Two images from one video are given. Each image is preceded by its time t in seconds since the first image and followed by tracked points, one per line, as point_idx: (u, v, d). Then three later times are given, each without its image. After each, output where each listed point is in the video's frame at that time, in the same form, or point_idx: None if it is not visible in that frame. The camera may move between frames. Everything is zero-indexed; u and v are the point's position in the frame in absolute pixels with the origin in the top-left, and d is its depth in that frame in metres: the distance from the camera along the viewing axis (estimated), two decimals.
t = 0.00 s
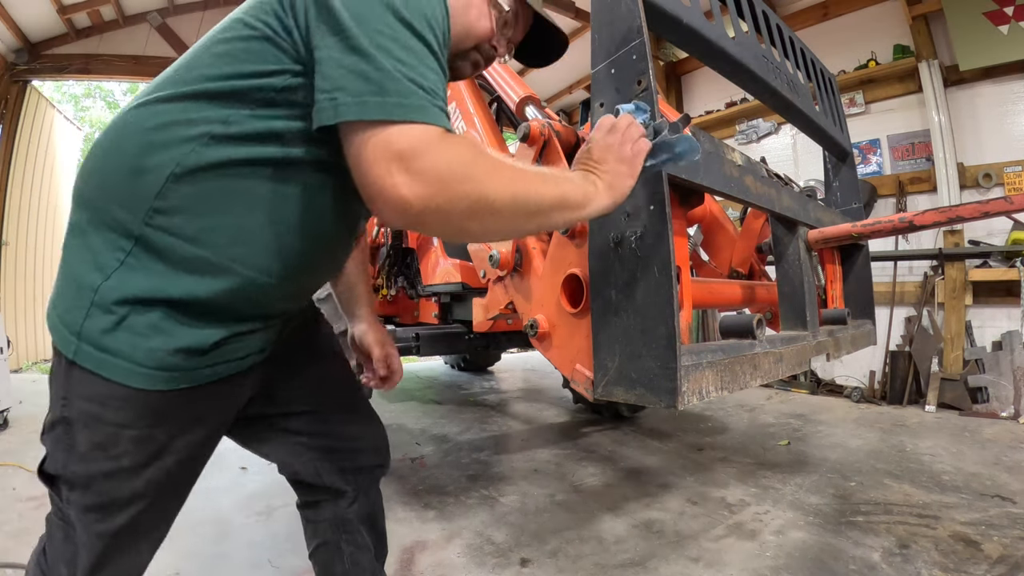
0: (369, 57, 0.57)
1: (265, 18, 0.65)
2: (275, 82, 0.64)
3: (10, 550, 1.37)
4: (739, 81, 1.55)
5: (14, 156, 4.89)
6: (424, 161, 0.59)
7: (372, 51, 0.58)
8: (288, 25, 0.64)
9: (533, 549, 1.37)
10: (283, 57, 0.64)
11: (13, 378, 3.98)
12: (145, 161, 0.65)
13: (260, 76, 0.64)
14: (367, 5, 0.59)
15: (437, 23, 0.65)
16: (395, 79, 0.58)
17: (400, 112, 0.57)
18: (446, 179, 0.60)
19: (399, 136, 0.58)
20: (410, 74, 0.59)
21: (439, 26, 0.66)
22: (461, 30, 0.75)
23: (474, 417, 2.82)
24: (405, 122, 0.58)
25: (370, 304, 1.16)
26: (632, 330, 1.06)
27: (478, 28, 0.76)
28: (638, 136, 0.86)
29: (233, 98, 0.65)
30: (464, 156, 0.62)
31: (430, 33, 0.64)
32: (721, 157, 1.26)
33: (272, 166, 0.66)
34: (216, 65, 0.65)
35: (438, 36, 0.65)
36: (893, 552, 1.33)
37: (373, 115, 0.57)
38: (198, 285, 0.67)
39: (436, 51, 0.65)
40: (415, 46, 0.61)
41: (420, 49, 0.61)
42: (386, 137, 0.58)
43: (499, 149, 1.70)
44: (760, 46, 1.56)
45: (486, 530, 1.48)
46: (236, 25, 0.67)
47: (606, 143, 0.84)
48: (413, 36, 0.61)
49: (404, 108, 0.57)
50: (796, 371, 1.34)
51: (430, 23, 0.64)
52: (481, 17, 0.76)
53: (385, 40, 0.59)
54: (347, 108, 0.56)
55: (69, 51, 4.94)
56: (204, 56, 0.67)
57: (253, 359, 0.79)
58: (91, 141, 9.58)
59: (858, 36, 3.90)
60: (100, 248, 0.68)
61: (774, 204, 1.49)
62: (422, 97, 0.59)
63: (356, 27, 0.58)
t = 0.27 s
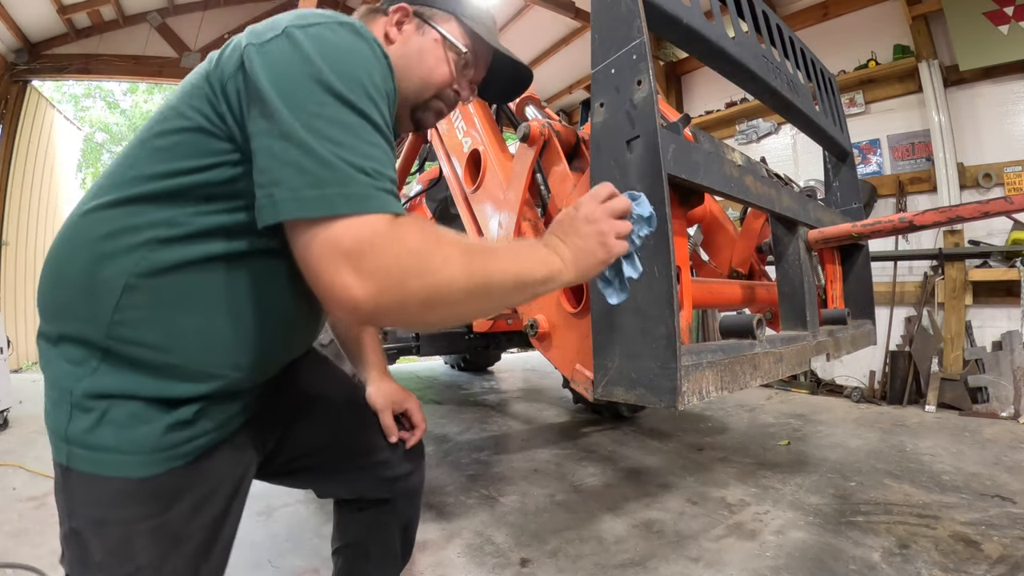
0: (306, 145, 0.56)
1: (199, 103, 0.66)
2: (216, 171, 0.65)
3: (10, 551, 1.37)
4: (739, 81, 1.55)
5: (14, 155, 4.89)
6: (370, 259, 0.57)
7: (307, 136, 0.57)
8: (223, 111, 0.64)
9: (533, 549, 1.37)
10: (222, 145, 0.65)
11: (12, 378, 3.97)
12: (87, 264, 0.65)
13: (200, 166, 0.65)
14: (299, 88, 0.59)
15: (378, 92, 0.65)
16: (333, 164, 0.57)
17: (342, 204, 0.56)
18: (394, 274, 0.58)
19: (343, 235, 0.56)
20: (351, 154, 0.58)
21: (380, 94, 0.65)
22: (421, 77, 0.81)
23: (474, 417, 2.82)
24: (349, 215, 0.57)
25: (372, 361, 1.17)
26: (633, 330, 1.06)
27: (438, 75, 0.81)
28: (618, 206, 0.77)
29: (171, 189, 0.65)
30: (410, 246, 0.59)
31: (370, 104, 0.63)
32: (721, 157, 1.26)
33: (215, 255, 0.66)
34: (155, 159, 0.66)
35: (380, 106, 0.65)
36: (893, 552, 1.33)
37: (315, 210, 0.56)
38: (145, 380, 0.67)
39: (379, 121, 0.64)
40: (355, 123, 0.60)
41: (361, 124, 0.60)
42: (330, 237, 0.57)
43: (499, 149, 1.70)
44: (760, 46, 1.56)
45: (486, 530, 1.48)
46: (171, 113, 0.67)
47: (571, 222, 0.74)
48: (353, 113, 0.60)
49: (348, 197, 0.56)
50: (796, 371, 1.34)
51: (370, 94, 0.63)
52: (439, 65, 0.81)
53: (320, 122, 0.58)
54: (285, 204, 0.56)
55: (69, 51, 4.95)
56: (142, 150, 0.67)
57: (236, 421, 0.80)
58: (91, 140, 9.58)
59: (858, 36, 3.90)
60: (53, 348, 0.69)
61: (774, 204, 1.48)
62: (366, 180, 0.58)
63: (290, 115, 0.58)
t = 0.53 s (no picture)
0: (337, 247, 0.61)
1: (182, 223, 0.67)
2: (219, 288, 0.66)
3: (10, 550, 1.37)
4: (738, 81, 1.55)
5: (15, 156, 4.89)
6: (435, 340, 0.64)
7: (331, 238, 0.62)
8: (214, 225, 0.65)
9: (533, 549, 1.37)
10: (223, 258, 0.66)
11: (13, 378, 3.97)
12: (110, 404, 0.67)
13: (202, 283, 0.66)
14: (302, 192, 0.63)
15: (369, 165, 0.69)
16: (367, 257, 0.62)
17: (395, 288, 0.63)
18: (457, 348, 0.66)
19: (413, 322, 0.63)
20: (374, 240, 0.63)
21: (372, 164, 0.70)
22: (390, 126, 0.88)
23: (474, 417, 2.82)
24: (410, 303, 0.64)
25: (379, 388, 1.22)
26: (633, 330, 1.06)
27: (405, 124, 0.89)
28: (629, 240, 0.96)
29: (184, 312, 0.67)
30: (463, 318, 0.66)
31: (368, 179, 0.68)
32: (721, 157, 1.26)
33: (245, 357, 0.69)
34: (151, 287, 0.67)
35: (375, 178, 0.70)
36: (894, 552, 1.33)
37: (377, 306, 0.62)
38: (196, 492, 0.70)
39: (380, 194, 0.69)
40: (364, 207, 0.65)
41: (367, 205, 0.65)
42: (398, 328, 0.62)
43: (499, 149, 1.70)
44: (760, 46, 1.56)
45: (485, 530, 1.48)
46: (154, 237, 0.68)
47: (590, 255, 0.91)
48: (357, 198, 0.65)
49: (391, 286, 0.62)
50: (797, 371, 1.34)
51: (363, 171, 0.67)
52: (404, 114, 0.88)
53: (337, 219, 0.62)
54: (341, 314, 0.61)
55: (68, 50, 4.96)
56: (130, 281, 0.68)
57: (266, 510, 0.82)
58: (92, 140, 9.57)
59: (858, 36, 3.90)
60: (88, 496, 0.71)
61: (773, 204, 1.48)
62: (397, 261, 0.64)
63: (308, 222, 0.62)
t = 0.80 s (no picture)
0: (331, 278, 0.58)
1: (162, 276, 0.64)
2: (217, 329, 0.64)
3: (10, 550, 1.37)
4: (738, 81, 1.55)
5: (15, 156, 4.89)
6: (410, 361, 0.60)
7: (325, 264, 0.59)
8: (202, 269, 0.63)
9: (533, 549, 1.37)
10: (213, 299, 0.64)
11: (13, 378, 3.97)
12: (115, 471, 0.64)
13: (193, 331, 0.64)
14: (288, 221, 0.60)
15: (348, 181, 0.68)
16: (365, 278, 0.60)
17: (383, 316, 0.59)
18: (435, 370, 0.61)
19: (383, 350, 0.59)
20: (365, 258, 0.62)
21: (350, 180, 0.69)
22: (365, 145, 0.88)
23: (474, 417, 2.82)
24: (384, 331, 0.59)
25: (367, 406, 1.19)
26: (633, 330, 1.06)
27: (379, 141, 0.89)
28: (587, 225, 0.78)
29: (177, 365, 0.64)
30: (437, 332, 0.61)
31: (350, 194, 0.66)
32: (721, 157, 1.26)
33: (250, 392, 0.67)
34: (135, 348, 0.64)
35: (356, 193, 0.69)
36: (893, 552, 1.33)
37: (353, 339, 0.57)
38: (215, 558, 0.68)
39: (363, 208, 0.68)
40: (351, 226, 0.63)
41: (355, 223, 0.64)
42: (375, 357, 0.58)
43: (499, 149, 1.70)
44: (760, 46, 1.56)
45: (485, 530, 1.49)
46: (131, 294, 0.65)
47: (541, 239, 0.74)
48: (345, 218, 0.63)
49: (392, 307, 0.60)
50: (797, 371, 1.34)
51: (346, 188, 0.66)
52: (377, 131, 0.89)
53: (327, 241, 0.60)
54: (329, 350, 0.57)
55: (68, 50, 4.96)
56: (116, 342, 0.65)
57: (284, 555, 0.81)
58: (92, 140, 9.57)
59: (858, 36, 3.90)
60: None
61: (773, 204, 1.48)
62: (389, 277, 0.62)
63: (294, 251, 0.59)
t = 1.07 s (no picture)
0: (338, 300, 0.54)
1: (128, 295, 0.56)
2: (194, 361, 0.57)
3: (9, 551, 1.37)
4: (738, 81, 1.55)
5: (15, 155, 4.90)
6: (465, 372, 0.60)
7: (340, 289, 0.54)
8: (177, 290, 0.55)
9: (533, 548, 1.37)
10: (189, 325, 0.56)
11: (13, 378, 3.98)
12: (94, 524, 0.57)
13: (169, 358, 0.56)
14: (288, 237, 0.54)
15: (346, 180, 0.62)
16: (393, 301, 0.56)
17: (431, 330, 0.57)
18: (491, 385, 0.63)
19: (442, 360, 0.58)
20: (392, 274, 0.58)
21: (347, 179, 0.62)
22: (356, 120, 0.84)
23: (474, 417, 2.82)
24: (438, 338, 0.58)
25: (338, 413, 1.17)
26: (633, 330, 1.06)
27: (369, 115, 0.85)
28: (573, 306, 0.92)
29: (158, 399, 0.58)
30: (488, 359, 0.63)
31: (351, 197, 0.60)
32: (721, 157, 1.26)
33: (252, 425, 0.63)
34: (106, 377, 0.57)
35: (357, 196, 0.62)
36: (893, 552, 1.33)
37: (401, 358, 0.55)
38: None
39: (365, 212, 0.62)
40: (359, 236, 0.58)
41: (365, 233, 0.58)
42: (432, 367, 0.58)
43: (499, 149, 1.70)
44: (760, 46, 1.56)
45: (485, 530, 1.48)
46: (92, 315, 0.57)
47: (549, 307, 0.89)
48: (352, 229, 0.58)
49: (432, 327, 0.58)
50: (796, 371, 1.34)
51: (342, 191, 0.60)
52: (369, 105, 0.84)
53: (338, 263, 0.55)
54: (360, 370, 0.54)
55: (68, 51, 4.97)
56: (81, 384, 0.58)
57: None
58: (92, 141, 9.56)
59: (858, 36, 3.90)
60: None
61: (773, 204, 1.48)
62: (422, 293, 0.59)
63: (301, 277, 0.54)
